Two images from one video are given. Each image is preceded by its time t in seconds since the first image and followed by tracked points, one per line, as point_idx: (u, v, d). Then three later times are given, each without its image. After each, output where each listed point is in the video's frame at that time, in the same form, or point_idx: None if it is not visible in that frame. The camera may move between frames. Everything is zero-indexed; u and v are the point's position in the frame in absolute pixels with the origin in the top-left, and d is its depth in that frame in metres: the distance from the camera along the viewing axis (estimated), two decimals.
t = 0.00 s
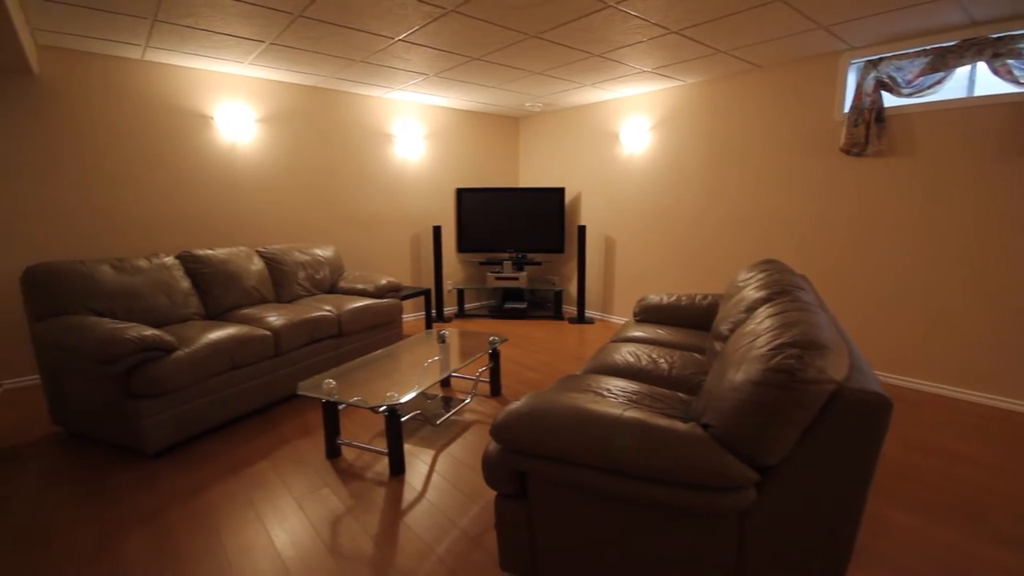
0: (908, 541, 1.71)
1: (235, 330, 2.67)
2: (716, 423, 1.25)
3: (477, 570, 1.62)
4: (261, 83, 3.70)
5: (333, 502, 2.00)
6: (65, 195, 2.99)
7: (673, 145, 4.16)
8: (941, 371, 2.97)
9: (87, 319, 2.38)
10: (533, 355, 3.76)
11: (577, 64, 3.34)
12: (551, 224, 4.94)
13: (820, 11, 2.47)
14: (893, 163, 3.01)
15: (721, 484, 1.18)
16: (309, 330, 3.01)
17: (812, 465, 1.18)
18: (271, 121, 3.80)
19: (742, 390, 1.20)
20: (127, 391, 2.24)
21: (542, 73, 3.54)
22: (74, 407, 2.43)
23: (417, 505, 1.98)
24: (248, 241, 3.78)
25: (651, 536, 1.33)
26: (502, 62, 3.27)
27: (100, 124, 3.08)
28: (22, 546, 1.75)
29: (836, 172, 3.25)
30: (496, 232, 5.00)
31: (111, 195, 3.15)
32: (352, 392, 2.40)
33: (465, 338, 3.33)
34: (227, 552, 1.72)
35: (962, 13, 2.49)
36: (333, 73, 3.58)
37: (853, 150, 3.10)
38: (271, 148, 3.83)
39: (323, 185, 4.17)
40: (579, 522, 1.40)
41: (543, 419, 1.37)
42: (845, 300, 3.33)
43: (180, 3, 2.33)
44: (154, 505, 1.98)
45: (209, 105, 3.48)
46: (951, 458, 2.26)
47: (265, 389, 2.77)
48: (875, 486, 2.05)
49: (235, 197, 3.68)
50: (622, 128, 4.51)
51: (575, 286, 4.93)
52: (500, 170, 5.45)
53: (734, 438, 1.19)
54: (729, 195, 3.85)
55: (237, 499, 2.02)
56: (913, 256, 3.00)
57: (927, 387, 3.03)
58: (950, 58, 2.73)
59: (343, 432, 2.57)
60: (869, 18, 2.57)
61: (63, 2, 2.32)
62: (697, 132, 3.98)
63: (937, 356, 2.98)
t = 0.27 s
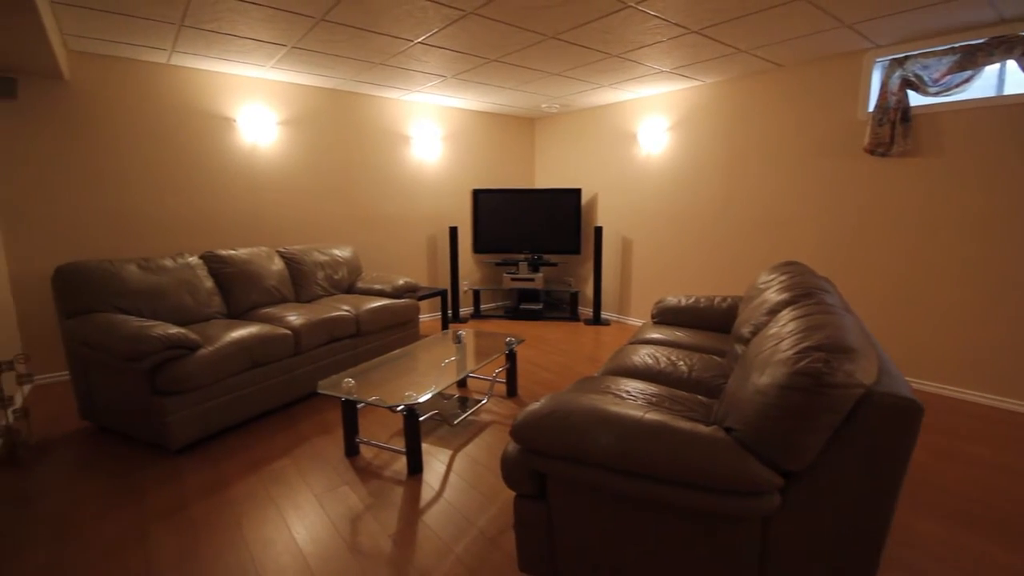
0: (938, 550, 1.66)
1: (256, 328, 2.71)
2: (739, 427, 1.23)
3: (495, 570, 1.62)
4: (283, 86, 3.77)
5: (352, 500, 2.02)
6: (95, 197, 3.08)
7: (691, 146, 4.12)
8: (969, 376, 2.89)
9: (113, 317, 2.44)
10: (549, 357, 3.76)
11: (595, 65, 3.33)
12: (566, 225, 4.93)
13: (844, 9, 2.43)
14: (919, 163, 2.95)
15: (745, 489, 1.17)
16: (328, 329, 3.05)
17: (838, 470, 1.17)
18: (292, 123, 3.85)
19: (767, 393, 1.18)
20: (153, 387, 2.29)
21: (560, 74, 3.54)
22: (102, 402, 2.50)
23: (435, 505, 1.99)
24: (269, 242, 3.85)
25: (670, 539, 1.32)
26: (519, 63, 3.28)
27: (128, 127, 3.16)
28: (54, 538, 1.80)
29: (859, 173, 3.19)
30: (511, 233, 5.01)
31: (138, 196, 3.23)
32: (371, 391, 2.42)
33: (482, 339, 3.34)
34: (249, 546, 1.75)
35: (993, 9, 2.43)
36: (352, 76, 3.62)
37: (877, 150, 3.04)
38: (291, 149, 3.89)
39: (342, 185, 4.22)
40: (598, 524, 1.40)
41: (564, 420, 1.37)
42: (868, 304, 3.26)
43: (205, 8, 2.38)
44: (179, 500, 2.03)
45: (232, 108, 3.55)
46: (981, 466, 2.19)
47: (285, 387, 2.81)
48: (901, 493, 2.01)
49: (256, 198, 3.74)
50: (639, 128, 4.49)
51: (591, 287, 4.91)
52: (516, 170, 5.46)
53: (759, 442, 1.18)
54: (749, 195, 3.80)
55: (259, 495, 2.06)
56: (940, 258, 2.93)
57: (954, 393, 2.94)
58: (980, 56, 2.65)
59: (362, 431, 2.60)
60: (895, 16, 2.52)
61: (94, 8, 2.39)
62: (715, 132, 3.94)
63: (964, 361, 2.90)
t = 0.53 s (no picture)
0: (968, 559, 1.62)
1: (276, 328, 2.75)
2: (763, 431, 1.22)
3: (513, 571, 1.62)
4: (303, 89, 3.82)
5: (370, 498, 2.04)
6: (121, 198, 3.16)
7: (710, 146, 4.08)
8: (998, 382, 2.81)
9: (138, 315, 2.50)
10: (565, 358, 3.75)
11: (612, 65, 3.32)
12: (582, 226, 4.92)
13: (868, 7, 2.39)
14: (946, 163, 2.88)
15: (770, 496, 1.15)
16: (346, 329, 3.08)
17: (865, 476, 1.15)
18: (312, 125, 3.91)
19: (793, 397, 1.17)
20: (177, 385, 2.34)
21: (576, 75, 3.54)
22: (127, 399, 2.56)
23: (452, 504, 2.00)
24: (289, 242, 3.91)
25: (691, 544, 1.31)
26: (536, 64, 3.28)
27: (154, 130, 3.24)
28: (82, 531, 1.85)
29: (882, 173, 3.13)
30: (527, 234, 5.01)
31: (162, 198, 3.30)
32: (389, 390, 2.44)
33: (498, 340, 3.35)
34: (270, 542, 1.77)
35: None
36: (370, 78, 3.66)
37: (901, 151, 2.99)
38: (311, 151, 3.94)
39: (360, 186, 4.26)
40: (619, 528, 1.39)
41: (584, 422, 1.36)
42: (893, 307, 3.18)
43: (228, 12, 2.43)
44: (201, 496, 2.06)
45: (253, 110, 3.61)
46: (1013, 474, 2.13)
47: (304, 385, 2.84)
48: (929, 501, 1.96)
49: (277, 199, 3.80)
50: (656, 129, 4.46)
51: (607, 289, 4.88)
52: (532, 171, 5.47)
53: (784, 447, 1.16)
54: (768, 196, 3.75)
55: (279, 491, 2.09)
56: (967, 260, 2.85)
57: (984, 399, 2.86)
58: (1009, 53, 2.59)
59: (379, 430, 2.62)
60: (921, 14, 2.47)
61: (123, 14, 2.45)
62: (734, 132, 3.90)
63: (993, 367, 2.82)
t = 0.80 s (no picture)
0: (997, 570, 1.57)
1: (296, 326, 2.79)
2: (789, 435, 1.19)
3: (531, 572, 1.62)
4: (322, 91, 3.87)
5: (387, 496, 2.06)
6: (146, 199, 3.24)
7: (728, 146, 4.04)
8: None
9: (163, 313, 2.55)
10: (581, 359, 3.73)
11: (630, 65, 3.30)
12: (598, 227, 4.90)
13: (894, 4, 2.34)
14: (974, 163, 2.80)
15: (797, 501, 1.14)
16: (363, 328, 3.11)
17: (895, 482, 1.12)
18: (331, 126, 3.95)
19: (820, 400, 1.14)
20: (200, 382, 2.39)
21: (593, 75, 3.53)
22: (152, 395, 2.62)
23: (469, 504, 2.00)
24: (308, 242, 3.96)
25: (714, 549, 1.30)
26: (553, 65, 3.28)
27: (179, 133, 3.31)
28: (109, 524, 1.89)
29: (907, 173, 3.06)
30: (542, 234, 5.00)
31: (185, 198, 3.37)
32: (406, 390, 2.46)
33: (514, 341, 3.35)
34: (290, 538, 1.80)
35: None
36: (387, 80, 3.69)
37: (927, 150, 2.92)
38: (330, 152, 3.99)
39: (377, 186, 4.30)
40: (640, 530, 1.38)
41: (604, 423, 1.35)
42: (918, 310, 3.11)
43: (251, 16, 2.47)
44: (223, 491, 2.10)
45: (273, 112, 3.67)
46: None
47: (322, 384, 2.88)
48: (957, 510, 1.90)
49: (297, 199, 3.86)
50: (674, 129, 4.43)
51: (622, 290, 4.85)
52: (547, 172, 5.46)
53: (811, 452, 1.14)
54: (788, 197, 3.69)
55: (299, 488, 2.12)
56: (996, 263, 2.77)
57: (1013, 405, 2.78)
58: None
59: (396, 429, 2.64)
60: (948, 10, 2.41)
61: (150, 19, 2.51)
62: (754, 131, 3.85)
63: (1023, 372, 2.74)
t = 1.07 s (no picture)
0: None
1: (315, 326, 2.82)
2: (816, 441, 1.17)
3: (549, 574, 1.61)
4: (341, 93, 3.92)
5: (404, 495, 2.07)
6: (171, 200, 3.31)
7: (747, 146, 3.99)
8: None
9: (187, 312, 2.60)
10: (597, 361, 3.71)
11: (647, 65, 3.28)
12: (614, 228, 4.87)
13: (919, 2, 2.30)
14: (1002, 163, 2.72)
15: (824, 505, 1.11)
16: (380, 327, 3.14)
17: (926, 489, 1.10)
18: (349, 128, 4.00)
19: (848, 406, 1.12)
20: (222, 380, 2.43)
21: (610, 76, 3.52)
22: (175, 393, 2.67)
23: (485, 504, 2.01)
24: (326, 243, 4.01)
25: (736, 555, 1.28)
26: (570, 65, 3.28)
27: (202, 135, 3.38)
28: (135, 517, 1.93)
29: (932, 174, 3.00)
30: (558, 235, 4.99)
31: (207, 200, 3.44)
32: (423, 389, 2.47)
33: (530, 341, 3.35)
34: (310, 535, 1.82)
35: None
36: (405, 82, 3.72)
37: (953, 150, 2.84)
38: (348, 154, 4.03)
39: (395, 187, 4.34)
40: (661, 533, 1.37)
41: (625, 424, 1.34)
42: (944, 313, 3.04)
43: (273, 20, 2.51)
44: (244, 487, 2.13)
45: (293, 115, 3.72)
46: None
47: (340, 382, 2.91)
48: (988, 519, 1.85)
49: (315, 200, 3.91)
50: (691, 130, 4.39)
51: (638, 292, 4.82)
52: (563, 173, 5.45)
53: (838, 458, 1.11)
54: (809, 197, 3.63)
55: (318, 485, 2.14)
56: None
57: None
58: None
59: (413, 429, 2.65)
60: (976, 7, 2.35)
61: (176, 24, 2.57)
62: (773, 131, 3.79)
63: None
